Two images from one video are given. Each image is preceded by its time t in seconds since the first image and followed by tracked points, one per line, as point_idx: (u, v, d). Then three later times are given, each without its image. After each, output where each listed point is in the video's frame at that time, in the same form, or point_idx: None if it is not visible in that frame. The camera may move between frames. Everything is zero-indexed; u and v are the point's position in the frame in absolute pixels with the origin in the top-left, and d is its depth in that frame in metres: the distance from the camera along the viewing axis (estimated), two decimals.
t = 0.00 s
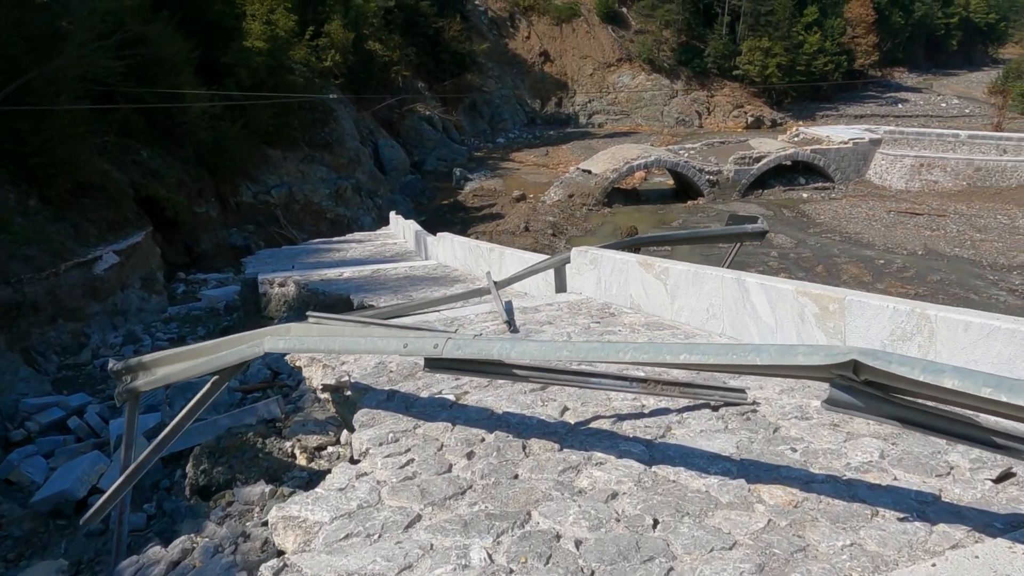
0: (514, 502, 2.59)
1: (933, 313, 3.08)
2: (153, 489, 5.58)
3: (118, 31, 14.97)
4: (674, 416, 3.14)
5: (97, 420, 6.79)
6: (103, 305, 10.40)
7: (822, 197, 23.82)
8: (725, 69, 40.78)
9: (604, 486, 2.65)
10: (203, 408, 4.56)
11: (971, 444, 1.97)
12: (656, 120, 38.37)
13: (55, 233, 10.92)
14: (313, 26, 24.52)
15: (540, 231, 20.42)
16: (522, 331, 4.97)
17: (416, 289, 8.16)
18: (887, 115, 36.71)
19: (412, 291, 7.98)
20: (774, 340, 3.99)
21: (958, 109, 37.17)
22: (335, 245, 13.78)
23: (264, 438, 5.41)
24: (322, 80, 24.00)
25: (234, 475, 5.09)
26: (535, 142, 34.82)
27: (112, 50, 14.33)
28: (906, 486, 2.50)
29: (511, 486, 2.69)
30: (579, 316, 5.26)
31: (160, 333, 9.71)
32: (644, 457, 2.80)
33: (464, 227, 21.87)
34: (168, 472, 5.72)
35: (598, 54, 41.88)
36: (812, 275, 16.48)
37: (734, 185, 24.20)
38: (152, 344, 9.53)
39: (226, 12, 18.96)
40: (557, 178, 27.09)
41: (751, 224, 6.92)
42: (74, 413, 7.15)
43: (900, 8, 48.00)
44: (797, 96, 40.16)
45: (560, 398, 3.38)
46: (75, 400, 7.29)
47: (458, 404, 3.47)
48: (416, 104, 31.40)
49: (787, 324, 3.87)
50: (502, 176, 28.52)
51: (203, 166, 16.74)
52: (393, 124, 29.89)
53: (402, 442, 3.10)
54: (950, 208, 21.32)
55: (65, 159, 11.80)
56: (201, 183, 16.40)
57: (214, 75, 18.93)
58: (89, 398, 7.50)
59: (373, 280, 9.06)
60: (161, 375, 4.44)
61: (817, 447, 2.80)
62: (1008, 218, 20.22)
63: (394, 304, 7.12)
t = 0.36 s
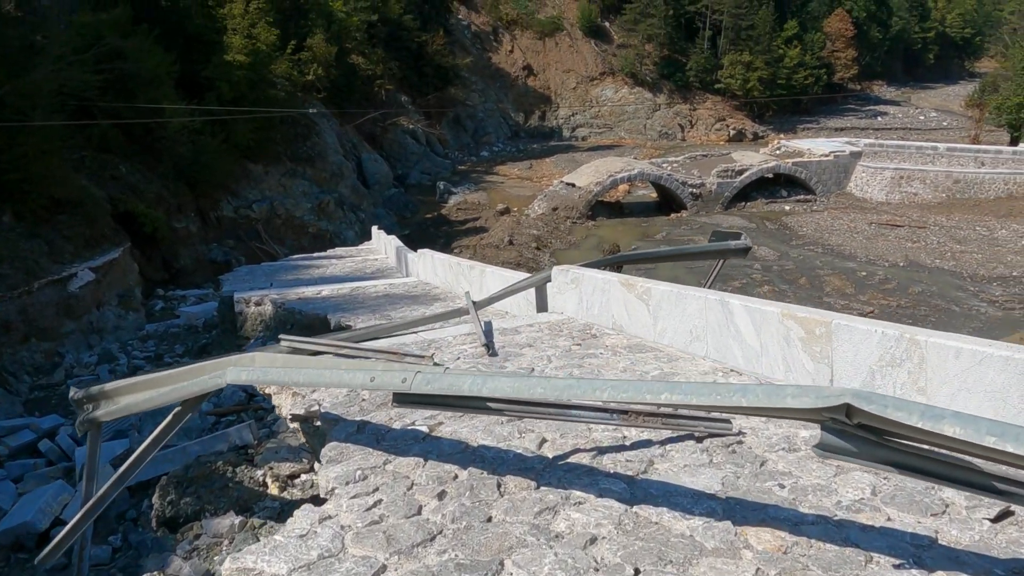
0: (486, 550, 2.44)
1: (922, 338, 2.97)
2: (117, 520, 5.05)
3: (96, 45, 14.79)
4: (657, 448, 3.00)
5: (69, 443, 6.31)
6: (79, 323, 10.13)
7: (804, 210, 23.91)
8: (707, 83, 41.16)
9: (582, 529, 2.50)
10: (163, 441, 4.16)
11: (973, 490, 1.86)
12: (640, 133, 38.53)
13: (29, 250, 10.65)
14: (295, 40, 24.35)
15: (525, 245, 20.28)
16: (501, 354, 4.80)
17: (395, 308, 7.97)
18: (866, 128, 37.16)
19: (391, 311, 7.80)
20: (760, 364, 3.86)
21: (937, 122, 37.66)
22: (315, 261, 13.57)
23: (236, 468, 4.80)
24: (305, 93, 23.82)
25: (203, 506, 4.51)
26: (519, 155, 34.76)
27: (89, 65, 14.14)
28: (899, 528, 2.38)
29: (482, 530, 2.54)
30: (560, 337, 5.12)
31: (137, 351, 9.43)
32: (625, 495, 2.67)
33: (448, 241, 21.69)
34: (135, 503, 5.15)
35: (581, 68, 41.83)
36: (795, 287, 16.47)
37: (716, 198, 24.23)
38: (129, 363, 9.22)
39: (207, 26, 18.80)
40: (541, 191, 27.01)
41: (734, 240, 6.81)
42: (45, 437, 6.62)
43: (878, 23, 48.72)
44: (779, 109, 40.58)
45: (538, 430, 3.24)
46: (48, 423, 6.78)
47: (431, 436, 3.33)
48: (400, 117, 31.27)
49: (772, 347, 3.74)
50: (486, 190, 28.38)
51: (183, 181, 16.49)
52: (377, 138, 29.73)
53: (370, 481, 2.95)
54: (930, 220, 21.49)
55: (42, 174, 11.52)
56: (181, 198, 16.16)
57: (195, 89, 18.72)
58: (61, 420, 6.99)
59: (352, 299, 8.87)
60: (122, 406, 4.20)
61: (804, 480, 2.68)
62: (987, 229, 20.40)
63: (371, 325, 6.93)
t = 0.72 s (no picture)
0: None
1: (913, 357, 2.88)
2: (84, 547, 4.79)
3: (69, 56, 14.54)
4: (642, 476, 2.90)
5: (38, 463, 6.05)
6: (50, 339, 9.83)
7: (783, 219, 24.06)
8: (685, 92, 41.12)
9: (567, 567, 2.38)
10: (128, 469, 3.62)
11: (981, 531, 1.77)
12: (620, 143, 38.69)
13: None
14: (273, 51, 24.11)
15: (506, 255, 20.16)
16: (481, 374, 4.65)
17: (374, 324, 7.79)
18: (843, 138, 37.66)
19: (370, 327, 7.62)
20: (747, 382, 3.76)
21: (911, 132, 38.19)
22: (293, 275, 13.34)
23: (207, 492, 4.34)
24: (284, 104, 23.61)
25: (172, 534, 4.09)
26: (499, 165, 34.69)
27: (61, 75, 13.88)
28: (897, 562, 2.28)
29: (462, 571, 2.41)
30: (542, 354, 4.99)
31: (110, 367, 9.14)
32: (610, 529, 2.55)
33: (429, 252, 21.51)
34: (102, 530, 4.84)
35: (561, 78, 41.80)
36: (775, 295, 16.50)
37: (696, 208, 24.29)
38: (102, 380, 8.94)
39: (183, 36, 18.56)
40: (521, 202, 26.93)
41: (716, 253, 6.74)
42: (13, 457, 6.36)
43: (852, 35, 49.42)
44: (756, 118, 41.01)
45: (519, 456, 3.13)
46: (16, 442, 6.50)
47: (406, 466, 3.18)
48: (379, 128, 31.07)
49: (759, 366, 3.65)
50: (467, 200, 28.24)
51: (160, 194, 16.20)
52: (356, 148, 29.49)
53: (343, 516, 2.81)
54: (906, 228, 21.73)
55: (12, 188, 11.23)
56: (157, 210, 15.83)
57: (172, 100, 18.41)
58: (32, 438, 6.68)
59: (329, 315, 8.67)
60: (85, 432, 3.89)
61: (797, 511, 2.58)
62: (962, 237, 20.64)
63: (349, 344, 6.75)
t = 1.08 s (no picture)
0: None
1: (910, 377, 2.82)
2: None
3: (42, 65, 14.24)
4: (636, 505, 2.82)
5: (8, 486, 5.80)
6: (22, 355, 9.49)
7: (763, 226, 24.20)
8: (665, 102, 42.03)
9: None
10: (90, 504, 3.46)
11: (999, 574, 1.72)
12: (600, 152, 38.84)
13: None
14: (251, 60, 23.83)
15: (488, 264, 20.01)
16: (466, 394, 4.52)
17: (355, 339, 7.62)
18: (820, 145, 38.14)
19: (351, 342, 7.46)
20: (738, 401, 3.67)
21: (887, 139, 38.73)
22: (273, 287, 13.12)
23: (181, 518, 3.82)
24: (263, 113, 23.35)
25: (146, 563, 3.58)
26: (480, 174, 34.58)
27: (35, 85, 13.58)
28: None
29: None
30: (527, 372, 4.87)
31: (85, 383, 8.84)
32: (605, 564, 2.45)
33: (410, 261, 21.32)
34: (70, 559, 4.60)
35: (541, 87, 41.70)
36: (756, 302, 16.55)
37: (677, 215, 24.35)
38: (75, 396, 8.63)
39: (160, 46, 18.28)
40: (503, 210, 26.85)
41: (702, 263, 6.68)
42: None
43: (828, 43, 50.09)
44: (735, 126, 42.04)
45: (508, 485, 3.03)
46: None
47: (389, 496, 3.07)
48: (360, 137, 30.86)
49: (751, 386, 3.55)
50: (448, 209, 28.06)
51: (137, 204, 15.90)
52: (337, 158, 29.25)
53: (325, 551, 2.70)
54: (884, 235, 21.96)
55: None
56: (133, 222, 15.51)
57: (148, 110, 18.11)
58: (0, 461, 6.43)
59: (309, 329, 8.49)
60: (53, 461, 3.62)
61: (795, 540, 2.50)
62: (939, 243, 20.87)
63: (329, 361, 6.59)
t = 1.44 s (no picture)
0: None
1: (897, 393, 2.79)
2: None
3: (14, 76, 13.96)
4: (622, 527, 2.76)
5: None
6: None
7: (742, 233, 24.35)
8: (644, 110, 42.29)
9: None
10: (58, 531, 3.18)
11: None
12: (580, 160, 38.95)
13: None
14: (229, 70, 23.57)
15: (469, 274, 19.91)
16: (447, 411, 4.42)
17: (334, 353, 7.49)
18: (797, 153, 38.61)
19: (330, 357, 7.32)
20: (724, 416, 3.62)
21: (862, 147, 39.29)
22: (250, 299, 12.92)
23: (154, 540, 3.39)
24: (241, 123, 23.10)
25: None
26: (461, 183, 34.50)
27: (6, 96, 13.29)
28: None
29: None
30: (509, 387, 4.79)
31: (58, 399, 8.60)
32: None
33: (391, 272, 21.15)
34: None
35: (521, 96, 41.84)
36: (737, 309, 16.62)
37: (658, 224, 24.42)
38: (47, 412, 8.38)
39: (136, 56, 18.01)
40: (484, 220, 26.77)
41: (683, 273, 6.66)
42: None
43: (804, 53, 50.82)
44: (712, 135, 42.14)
45: (490, 508, 2.96)
46: None
47: (367, 522, 2.98)
48: (339, 147, 30.65)
49: (736, 402, 3.51)
50: (429, 219, 27.93)
51: (113, 216, 15.67)
52: (316, 167, 29.01)
53: None
54: (861, 242, 22.20)
55: None
56: (108, 234, 15.21)
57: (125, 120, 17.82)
58: None
59: (287, 344, 8.34)
60: (18, 487, 3.25)
61: (785, 563, 2.44)
62: (915, 249, 21.13)
63: (307, 377, 6.46)
